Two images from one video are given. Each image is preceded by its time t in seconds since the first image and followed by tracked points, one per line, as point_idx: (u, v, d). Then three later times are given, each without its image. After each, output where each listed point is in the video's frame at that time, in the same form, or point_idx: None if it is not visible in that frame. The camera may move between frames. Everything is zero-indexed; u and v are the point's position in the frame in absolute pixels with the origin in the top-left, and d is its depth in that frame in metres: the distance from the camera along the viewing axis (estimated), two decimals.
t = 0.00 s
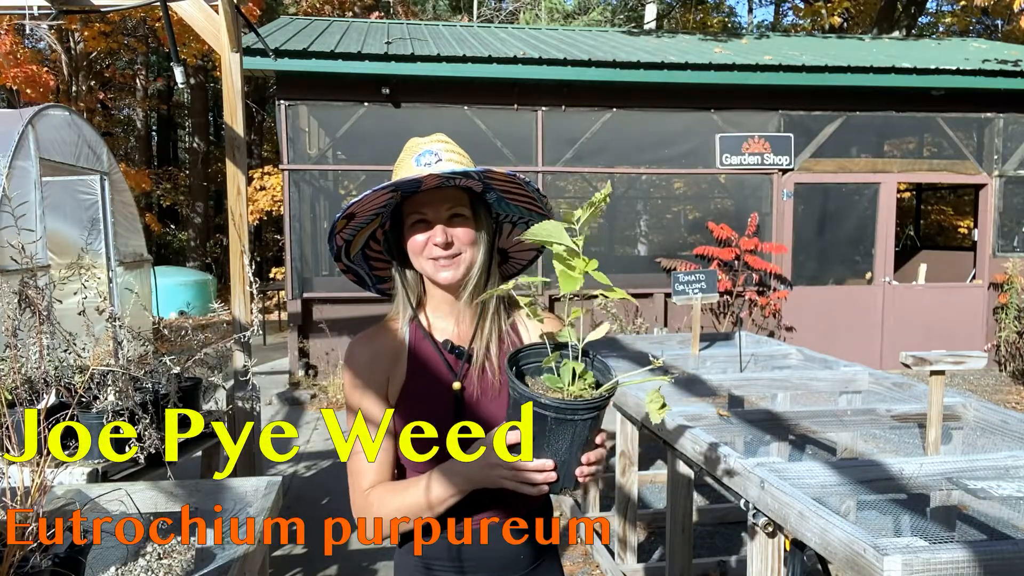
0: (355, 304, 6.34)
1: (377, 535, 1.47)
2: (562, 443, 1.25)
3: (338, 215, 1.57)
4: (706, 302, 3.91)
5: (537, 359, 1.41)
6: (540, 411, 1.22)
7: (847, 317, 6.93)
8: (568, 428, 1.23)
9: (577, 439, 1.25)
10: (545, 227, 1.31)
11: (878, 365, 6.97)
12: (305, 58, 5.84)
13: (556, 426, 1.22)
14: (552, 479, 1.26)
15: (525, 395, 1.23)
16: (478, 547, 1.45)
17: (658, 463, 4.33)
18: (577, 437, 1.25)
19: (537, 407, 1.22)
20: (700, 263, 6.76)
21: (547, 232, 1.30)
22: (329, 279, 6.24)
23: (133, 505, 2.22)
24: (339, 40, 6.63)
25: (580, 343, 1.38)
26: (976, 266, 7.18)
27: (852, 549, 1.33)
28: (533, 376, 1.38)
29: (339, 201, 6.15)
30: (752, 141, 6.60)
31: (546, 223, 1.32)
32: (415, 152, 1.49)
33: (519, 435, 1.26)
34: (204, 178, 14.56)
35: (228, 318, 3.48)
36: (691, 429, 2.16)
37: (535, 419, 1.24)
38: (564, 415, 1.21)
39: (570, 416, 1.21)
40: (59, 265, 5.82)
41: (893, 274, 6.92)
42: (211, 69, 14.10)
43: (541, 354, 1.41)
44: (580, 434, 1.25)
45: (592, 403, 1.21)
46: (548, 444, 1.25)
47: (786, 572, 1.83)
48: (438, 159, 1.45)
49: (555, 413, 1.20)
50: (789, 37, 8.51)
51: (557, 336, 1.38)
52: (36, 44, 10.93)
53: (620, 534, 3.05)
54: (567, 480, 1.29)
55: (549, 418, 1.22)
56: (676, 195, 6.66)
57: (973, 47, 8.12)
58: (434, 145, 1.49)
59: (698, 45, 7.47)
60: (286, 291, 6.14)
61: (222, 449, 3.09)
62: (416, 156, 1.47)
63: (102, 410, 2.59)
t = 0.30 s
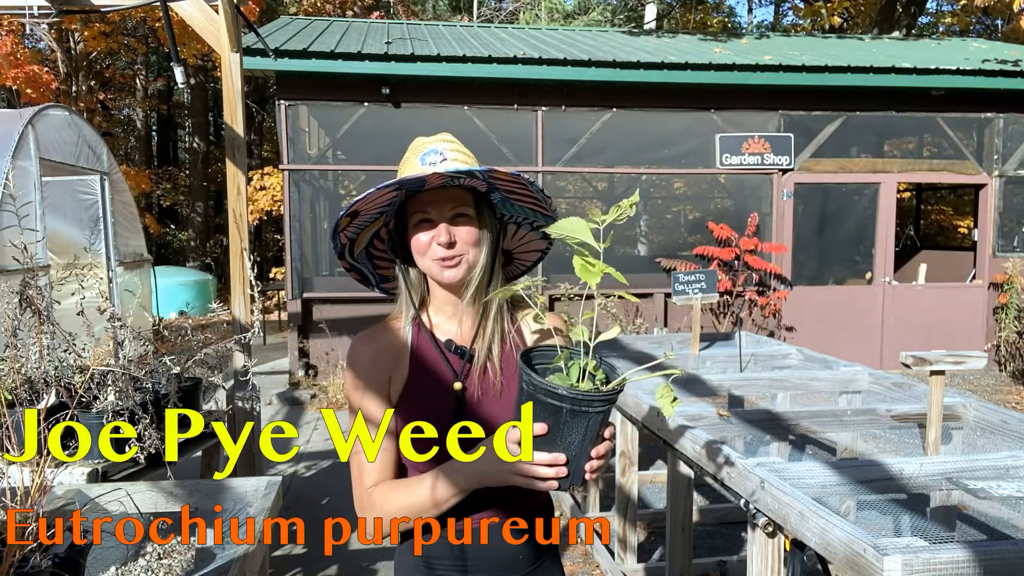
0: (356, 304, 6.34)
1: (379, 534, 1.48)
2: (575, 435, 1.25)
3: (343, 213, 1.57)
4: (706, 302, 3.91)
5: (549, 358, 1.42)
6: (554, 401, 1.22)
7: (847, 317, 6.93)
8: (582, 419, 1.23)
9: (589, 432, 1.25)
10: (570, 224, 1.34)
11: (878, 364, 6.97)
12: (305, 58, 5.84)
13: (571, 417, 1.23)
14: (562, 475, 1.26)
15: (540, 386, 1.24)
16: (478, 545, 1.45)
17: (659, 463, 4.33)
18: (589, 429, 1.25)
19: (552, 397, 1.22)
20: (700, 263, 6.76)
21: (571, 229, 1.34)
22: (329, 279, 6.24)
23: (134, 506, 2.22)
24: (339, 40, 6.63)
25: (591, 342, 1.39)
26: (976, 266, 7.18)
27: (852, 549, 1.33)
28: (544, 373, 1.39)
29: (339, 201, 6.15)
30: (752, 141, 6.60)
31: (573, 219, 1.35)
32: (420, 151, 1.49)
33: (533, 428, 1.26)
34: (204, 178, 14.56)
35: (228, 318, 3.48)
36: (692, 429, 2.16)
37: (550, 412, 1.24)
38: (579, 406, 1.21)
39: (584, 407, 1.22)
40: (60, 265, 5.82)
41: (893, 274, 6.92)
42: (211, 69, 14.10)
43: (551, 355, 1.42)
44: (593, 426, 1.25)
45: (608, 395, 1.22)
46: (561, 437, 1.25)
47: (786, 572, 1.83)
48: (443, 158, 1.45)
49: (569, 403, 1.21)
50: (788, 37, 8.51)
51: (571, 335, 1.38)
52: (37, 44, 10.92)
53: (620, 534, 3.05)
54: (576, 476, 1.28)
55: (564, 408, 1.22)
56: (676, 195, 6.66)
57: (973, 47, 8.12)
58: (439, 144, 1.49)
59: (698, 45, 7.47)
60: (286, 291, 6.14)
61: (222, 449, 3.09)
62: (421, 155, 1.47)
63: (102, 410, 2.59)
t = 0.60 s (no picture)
0: (356, 304, 6.34)
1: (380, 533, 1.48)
2: (584, 434, 1.28)
3: (352, 209, 1.57)
4: (706, 302, 3.91)
5: (560, 360, 1.46)
6: (567, 397, 1.27)
7: (847, 317, 6.93)
8: (593, 417, 1.28)
9: (599, 432, 1.29)
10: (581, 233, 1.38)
11: (878, 365, 6.97)
12: (305, 58, 5.84)
13: (582, 415, 1.27)
14: (569, 474, 1.27)
15: (554, 382, 1.29)
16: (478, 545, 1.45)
17: (658, 463, 4.33)
18: (598, 430, 1.28)
19: (566, 394, 1.27)
20: (700, 263, 6.76)
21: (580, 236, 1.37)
22: (329, 279, 6.24)
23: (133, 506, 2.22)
24: (339, 40, 6.63)
25: (601, 346, 1.45)
26: (976, 266, 7.18)
27: (852, 549, 1.33)
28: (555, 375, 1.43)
29: (339, 201, 6.14)
30: (752, 141, 6.60)
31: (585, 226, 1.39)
32: (430, 150, 1.49)
33: (536, 427, 1.28)
34: (204, 178, 14.56)
35: (228, 318, 3.48)
36: (692, 429, 2.16)
37: (561, 407, 1.29)
38: (591, 402, 1.26)
39: (596, 405, 1.26)
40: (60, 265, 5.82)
41: (893, 274, 6.91)
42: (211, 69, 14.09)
43: (563, 357, 1.47)
44: (602, 427, 1.29)
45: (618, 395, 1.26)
46: (570, 435, 1.28)
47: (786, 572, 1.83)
48: (453, 157, 1.46)
49: (582, 399, 1.26)
50: (789, 37, 8.50)
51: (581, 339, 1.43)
52: (37, 44, 10.91)
53: (620, 534, 3.05)
54: (582, 476, 1.29)
55: (576, 405, 1.27)
56: (676, 195, 6.66)
57: (973, 47, 8.12)
58: (450, 144, 1.49)
59: (698, 45, 7.47)
60: (286, 291, 6.14)
61: (222, 449, 3.09)
62: (432, 154, 1.48)
63: (102, 410, 2.59)
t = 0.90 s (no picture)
0: (357, 304, 6.34)
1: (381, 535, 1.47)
2: (594, 439, 1.29)
3: (355, 205, 1.56)
4: (706, 302, 3.90)
5: (587, 359, 1.52)
6: (587, 397, 1.28)
7: (847, 317, 6.93)
8: (607, 422, 1.28)
9: (607, 441, 1.30)
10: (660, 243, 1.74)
11: (878, 364, 6.98)
12: (305, 58, 5.84)
13: (597, 420, 1.28)
14: (573, 473, 1.27)
15: (578, 382, 1.30)
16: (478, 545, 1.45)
17: (658, 463, 4.34)
18: (609, 436, 1.29)
19: (587, 395, 1.29)
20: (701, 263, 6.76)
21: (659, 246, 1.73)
22: (329, 280, 6.25)
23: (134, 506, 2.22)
24: (339, 40, 6.63)
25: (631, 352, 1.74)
26: (976, 266, 7.18)
27: (852, 548, 1.33)
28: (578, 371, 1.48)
29: (339, 201, 6.15)
30: (752, 141, 6.59)
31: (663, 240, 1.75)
32: (435, 148, 1.48)
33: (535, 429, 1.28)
34: (203, 178, 14.56)
35: (228, 318, 3.48)
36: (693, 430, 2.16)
37: (579, 406, 1.30)
38: (609, 408, 1.27)
39: (613, 411, 1.27)
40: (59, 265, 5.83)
41: (893, 274, 6.92)
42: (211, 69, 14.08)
43: (589, 355, 1.52)
44: (613, 434, 1.30)
45: (637, 406, 1.27)
46: (581, 437, 1.29)
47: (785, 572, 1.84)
48: (458, 156, 1.45)
49: (601, 402, 1.27)
50: (789, 37, 8.50)
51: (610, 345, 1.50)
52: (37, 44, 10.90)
53: (620, 534, 3.05)
54: (585, 477, 1.30)
55: (593, 407, 1.28)
56: (676, 195, 6.65)
57: (973, 47, 8.12)
58: (455, 142, 1.48)
59: (698, 45, 7.47)
60: (286, 291, 6.14)
61: (222, 449, 3.09)
62: (437, 151, 1.47)
63: (102, 410, 2.59)
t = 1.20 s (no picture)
0: (357, 304, 6.34)
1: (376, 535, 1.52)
2: (618, 418, 1.34)
3: (359, 203, 1.56)
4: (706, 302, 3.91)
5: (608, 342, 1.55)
6: (614, 376, 1.34)
7: (848, 317, 6.93)
8: (631, 401, 1.34)
9: (630, 421, 1.35)
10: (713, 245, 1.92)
11: (878, 364, 6.98)
12: (305, 58, 5.84)
13: (622, 399, 1.34)
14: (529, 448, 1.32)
15: (604, 360, 1.35)
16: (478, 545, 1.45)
17: (659, 463, 4.34)
18: (631, 415, 1.35)
19: (614, 374, 1.34)
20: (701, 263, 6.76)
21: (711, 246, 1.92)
22: (329, 279, 6.25)
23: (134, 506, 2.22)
24: (339, 40, 6.63)
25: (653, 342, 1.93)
26: (976, 266, 7.18)
27: (852, 548, 1.33)
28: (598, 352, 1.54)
29: (339, 201, 6.15)
30: (752, 141, 6.60)
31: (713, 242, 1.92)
32: (440, 148, 1.48)
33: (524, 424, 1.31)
34: (203, 178, 14.56)
35: (228, 318, 3.48)
36: (693, 430, 2.16)
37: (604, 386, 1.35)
38: (634, 388, 1.33)
39: (637, 391, 1.33)
40: (60, 265, 5.83)
41: (893, 274, 6.92)
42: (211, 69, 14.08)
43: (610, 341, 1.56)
44: (635, 414, 1.35)
45: (661, 387, 1.33)
46: (605, 415, 1.34)
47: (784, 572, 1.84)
48: (463, 156, 1.45)
49: (626, 381, 1.32)
50: (789, 37, 8.50)
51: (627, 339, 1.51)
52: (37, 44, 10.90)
53: (620, 533, 3.05)
54: (604, 453, 1.35)
55: (618, 386, 1.34)
56: (676, 195, 6.65)
57: (973, 47, 8.11)
58: (460, 142, 1.48)
59: (698, 45, 7.47)
60: (286, 291, 6.14)
61: (222, 449, 3.09)
62: (441, 151, 1.47)
63: (102, 410, 2.59)
